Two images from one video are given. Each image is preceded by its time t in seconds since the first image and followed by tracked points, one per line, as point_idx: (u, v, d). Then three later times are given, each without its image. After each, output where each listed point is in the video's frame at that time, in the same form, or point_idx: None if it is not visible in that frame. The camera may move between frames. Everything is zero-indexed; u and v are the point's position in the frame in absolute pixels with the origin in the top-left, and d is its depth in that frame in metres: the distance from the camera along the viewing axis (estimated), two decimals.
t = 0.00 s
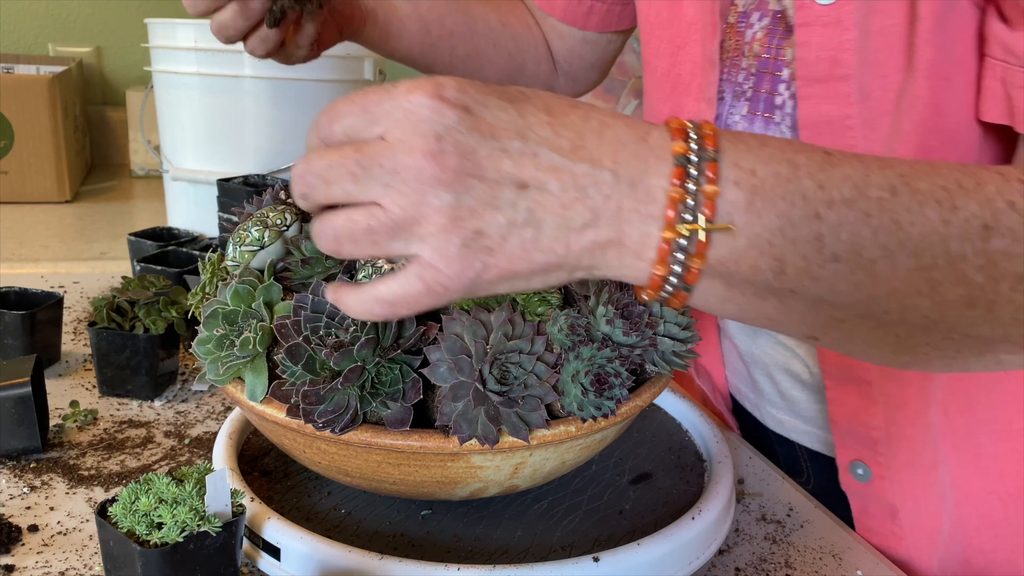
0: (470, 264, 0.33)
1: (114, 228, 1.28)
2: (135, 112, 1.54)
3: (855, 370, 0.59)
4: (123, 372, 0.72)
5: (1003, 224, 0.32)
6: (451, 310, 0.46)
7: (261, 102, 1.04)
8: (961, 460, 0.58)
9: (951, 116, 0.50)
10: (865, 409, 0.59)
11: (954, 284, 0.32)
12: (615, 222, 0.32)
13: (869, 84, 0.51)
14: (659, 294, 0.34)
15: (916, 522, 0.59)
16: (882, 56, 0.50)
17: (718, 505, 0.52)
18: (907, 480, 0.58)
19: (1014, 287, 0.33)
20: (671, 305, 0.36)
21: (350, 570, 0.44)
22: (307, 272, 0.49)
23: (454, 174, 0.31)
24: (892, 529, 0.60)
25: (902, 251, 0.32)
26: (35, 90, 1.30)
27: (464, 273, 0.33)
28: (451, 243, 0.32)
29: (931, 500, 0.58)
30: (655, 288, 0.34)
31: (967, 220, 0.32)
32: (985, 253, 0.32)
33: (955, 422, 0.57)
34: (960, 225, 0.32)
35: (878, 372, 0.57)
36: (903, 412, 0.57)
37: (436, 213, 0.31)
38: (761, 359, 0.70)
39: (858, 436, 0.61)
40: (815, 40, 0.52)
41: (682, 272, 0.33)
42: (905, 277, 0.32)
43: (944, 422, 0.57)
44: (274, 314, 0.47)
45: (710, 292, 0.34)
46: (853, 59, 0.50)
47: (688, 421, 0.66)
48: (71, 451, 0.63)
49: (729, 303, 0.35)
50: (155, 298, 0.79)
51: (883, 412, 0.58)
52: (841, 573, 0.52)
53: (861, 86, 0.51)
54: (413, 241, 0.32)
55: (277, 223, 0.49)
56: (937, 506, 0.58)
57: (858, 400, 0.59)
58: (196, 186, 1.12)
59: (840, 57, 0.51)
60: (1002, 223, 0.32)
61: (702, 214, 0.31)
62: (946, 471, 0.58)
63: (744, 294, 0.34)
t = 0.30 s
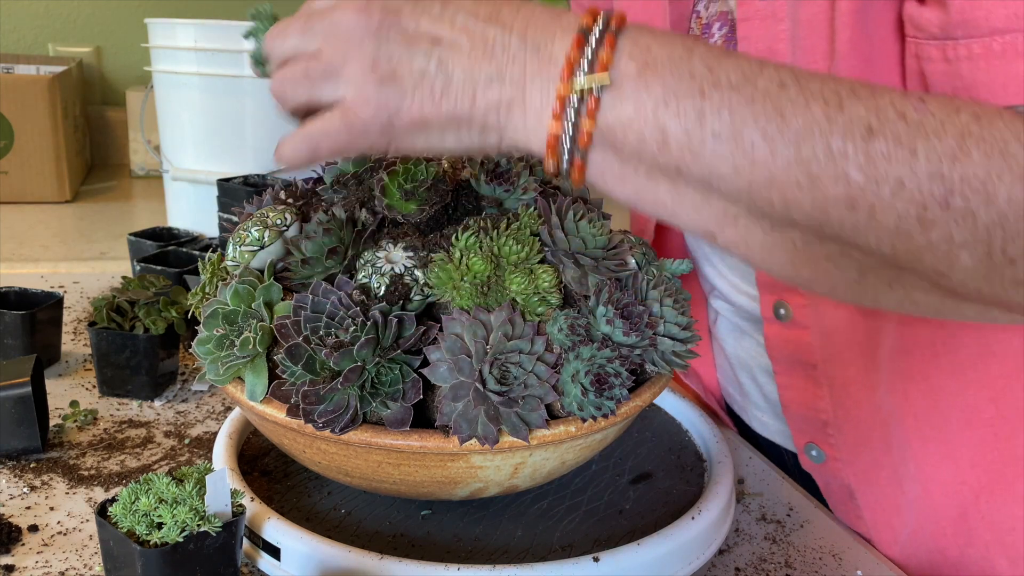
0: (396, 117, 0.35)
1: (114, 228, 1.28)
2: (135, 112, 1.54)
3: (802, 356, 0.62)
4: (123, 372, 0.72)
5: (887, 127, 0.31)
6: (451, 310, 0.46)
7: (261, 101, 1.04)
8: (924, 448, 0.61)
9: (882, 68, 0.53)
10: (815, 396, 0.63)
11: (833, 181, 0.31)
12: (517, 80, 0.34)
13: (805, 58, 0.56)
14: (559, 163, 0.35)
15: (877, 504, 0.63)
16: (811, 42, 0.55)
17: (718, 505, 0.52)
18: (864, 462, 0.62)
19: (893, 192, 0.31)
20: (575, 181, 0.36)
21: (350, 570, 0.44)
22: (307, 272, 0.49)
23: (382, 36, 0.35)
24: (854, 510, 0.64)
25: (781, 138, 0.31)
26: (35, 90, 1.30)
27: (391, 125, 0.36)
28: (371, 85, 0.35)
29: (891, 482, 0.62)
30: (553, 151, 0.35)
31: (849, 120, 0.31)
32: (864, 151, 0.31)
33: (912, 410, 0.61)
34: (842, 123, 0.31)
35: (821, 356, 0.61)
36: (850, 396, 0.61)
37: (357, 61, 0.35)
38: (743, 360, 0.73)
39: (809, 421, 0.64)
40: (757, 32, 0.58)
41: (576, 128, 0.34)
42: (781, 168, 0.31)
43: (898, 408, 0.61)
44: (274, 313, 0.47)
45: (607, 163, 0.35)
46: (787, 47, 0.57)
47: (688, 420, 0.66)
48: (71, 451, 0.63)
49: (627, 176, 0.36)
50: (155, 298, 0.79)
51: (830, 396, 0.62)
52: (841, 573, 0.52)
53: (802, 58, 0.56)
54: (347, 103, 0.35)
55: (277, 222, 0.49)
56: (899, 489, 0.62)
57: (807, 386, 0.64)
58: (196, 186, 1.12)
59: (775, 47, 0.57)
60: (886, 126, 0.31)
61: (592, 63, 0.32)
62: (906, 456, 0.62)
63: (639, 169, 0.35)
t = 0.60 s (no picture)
0: (395, 66, 0.53)
1: (114, 228, 1.28)
2: (136, 112, 1.54)
3: (780, 334, 0.65)
4: (123, 372, 0.72)
5: (762, 57, 0.40)
6: (451, 310, 0.46)
7: (261, 102, 1.04)
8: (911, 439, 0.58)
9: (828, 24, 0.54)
10: (795, 375, 0.65)
11: (707, 98, 0.40)
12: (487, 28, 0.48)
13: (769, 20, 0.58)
14: (509, 79, 0.47)
15: (862, 488, 0.62)
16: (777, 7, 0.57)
17: (718, 505, 0.52)
18: (845, 445, 0.62)
19: (757, 110, 0.39)
20: (528, 104, 0.49)
21: (350, 570, 0.44)
22: (307, 272, 0.48)
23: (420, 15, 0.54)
24: (841, 489, 0.65)
25: (670, 57, 0.41)
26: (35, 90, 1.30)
27: (393, 68, 0.53)
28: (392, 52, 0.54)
29: (878, 468, 0.60)
30: (503, 67, 0.47)
31: (730, 49, 0.40)
32: (737, 74, 0.39)
33: (895, 396, 0.58)
34: (723, 51, 0.40)
35: (794, 333, 0.63)
36: (826, 376, 0.62)
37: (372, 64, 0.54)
38: (748, 364, 0.73)
39: (793, 400, 0.66)
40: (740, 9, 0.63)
41: (517, 47, 0.46)
42: (666, 85, 0.41)
43: (880, 394, 0.59)
44: (274, 314, 0.47)
45: (546, 87, 0.47)
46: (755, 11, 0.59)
47: (688, 420, 0.66)
48: (71, 451, 0.63)
49: (563, 98, 0.47)
50: (155, 298, 0.79)
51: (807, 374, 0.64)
52: (841, 573, 0.52)
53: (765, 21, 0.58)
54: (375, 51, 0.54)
55: (277, 222, 0.49)
56: (885, 476, 0.60)
57: (786, 363, 0.66)
58: (196, 186, 1.12)
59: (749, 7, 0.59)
60: (761, 56, 0.40)
61: None
62: (893, 445, 0.59)
63: (568, 88, 0.46)
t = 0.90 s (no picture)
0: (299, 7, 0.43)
1: (115, 228, 1.28)
2: (136, 112, 1.54)
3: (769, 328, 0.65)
4: (123, 372, 0.72)
5: None
6: (451, 310, 0.46)
7: (261, 102, 1.04)
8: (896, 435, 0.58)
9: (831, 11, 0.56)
10: (780, 368, 0.66)
11: (713, 42, 0.33)
12: None
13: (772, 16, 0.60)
14: (450, 23, 0.39)
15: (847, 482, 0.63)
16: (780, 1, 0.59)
17: (718, 505, 0.52)
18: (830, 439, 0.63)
19: (773, 56, 0.33)
20: (471, 56, 0.40)
21: (350, 570, 0.44)
22: (307, 273, 0.49)
23: None
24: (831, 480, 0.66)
25: None
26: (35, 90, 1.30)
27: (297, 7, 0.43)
28: None
29: (862, 463, 0.60)
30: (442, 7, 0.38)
31: None
32: (748, 15, 0.33)
33: (879, 391, 0.58)
34: None
35: (777, 326, 0.64)
36: (808, 370, 0.63)
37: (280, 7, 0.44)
38: (749, 364, 0.73)
39: (778, 390, 0.67)
40: None
41: None
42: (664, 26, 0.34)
43: (863, 388, 0.59)
44: (274, 313, 0.47)
45: (497, 29, 0.38)
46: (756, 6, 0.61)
47: (688, 420, 0.66)
48: (71, 451, 0.63)
49: (518, 47, 0.38)
50: (155, 298, 0.79)
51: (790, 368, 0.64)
52: (841, 573, 0.52)
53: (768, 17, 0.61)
54: None
55: (277, 222, 0.49)
56: (869, 471, 0.60)
57: (771, 355, 0.67)
58: (196, 186, 1.12)
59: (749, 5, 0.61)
60: None
61: None
62: (877, 440, 0.59)
63: (528, 33, 0.38)
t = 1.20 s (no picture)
0: (371, 97, 0.51)
1: (115, 228, 1.28)
2: (136, 112, 1.54)
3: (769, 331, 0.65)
4: (123, 372, 0.72)
5: (746, 49, 0.36)
6: (451, 310, 0.46)
7: (260, 102, 1.04)
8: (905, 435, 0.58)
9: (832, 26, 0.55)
10: (784, 369, 0.66)
11: (691, 94, 0.36)
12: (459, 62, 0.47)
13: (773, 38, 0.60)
14: (488, 106, 0.45)
15: (855, 480, 0.63)
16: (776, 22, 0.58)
17: (718, 505, 0.52)
18: (836, 439, 0.63)
19: (743, 99, 0.35)
20: (507, 131, 0.46)
21: (350, 570, 0.44)
22: (307, 272, 0.49)
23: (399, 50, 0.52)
24: (830, 479, 0.67)
25: (650, 60, 0.38)
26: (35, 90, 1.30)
27: (368, 98, 0.51)
28: (371, 77, 0.51)
29: (871, 462, 0.61)
30: (481, 94, 0.45)
31: (712, 47, 0.37)
32: (721, 67, 0.36)
33: (889, 394, 0.58)
34: (705, 48, 0.37)
35: (782, 328, 0.64)
36: (815, 370, 0.63)
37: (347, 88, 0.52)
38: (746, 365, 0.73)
39: (779, 393, 0.67)
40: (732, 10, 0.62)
41: (494, 71, 0.44)
42: (649, 87, 0.37)
43: (872, 389, 0.59)
44: (274, 313, 0.47)
45: (526, 107, 0.44)
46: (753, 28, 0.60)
47: (687, 419, 0.66)
48: (71, 451, 0.63)
49: (542, 119, 0.44)
50: (155, 298, 0.79)
51: (795, 370, 0.65)
52: (841, 572, 0.52)
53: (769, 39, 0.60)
54: (353, 77, 0.52)
55: (277, 222, 0.49)
56: (878, 469, 0.60)
57: (773, 358, 0.67)
58: (196, 186, 1.12)
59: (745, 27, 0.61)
60: (746, 49, 0.36)
61: (517, 22, 0.44)
62: (887, 440, 0.59)
63: (548, 107, 0.43)
